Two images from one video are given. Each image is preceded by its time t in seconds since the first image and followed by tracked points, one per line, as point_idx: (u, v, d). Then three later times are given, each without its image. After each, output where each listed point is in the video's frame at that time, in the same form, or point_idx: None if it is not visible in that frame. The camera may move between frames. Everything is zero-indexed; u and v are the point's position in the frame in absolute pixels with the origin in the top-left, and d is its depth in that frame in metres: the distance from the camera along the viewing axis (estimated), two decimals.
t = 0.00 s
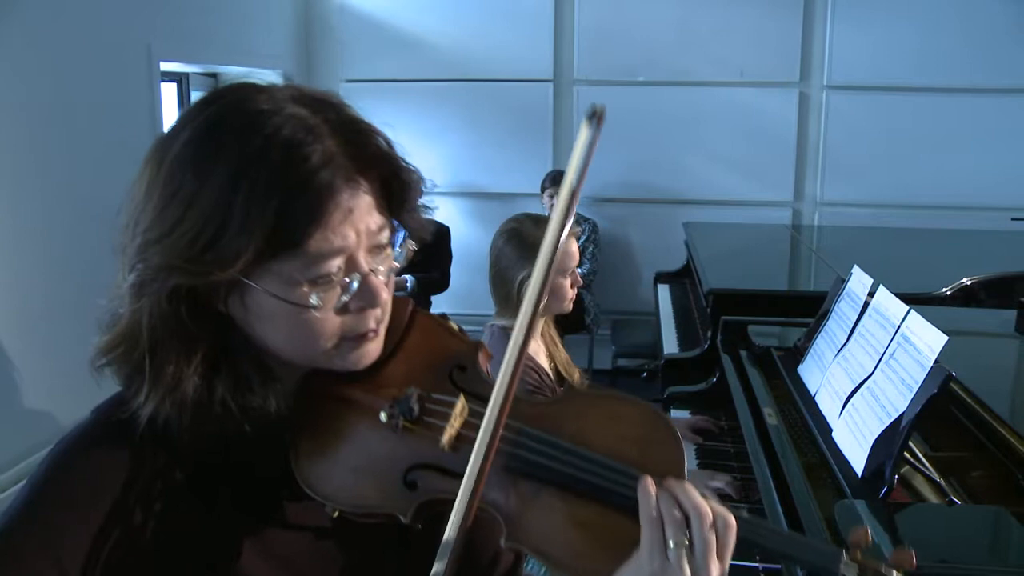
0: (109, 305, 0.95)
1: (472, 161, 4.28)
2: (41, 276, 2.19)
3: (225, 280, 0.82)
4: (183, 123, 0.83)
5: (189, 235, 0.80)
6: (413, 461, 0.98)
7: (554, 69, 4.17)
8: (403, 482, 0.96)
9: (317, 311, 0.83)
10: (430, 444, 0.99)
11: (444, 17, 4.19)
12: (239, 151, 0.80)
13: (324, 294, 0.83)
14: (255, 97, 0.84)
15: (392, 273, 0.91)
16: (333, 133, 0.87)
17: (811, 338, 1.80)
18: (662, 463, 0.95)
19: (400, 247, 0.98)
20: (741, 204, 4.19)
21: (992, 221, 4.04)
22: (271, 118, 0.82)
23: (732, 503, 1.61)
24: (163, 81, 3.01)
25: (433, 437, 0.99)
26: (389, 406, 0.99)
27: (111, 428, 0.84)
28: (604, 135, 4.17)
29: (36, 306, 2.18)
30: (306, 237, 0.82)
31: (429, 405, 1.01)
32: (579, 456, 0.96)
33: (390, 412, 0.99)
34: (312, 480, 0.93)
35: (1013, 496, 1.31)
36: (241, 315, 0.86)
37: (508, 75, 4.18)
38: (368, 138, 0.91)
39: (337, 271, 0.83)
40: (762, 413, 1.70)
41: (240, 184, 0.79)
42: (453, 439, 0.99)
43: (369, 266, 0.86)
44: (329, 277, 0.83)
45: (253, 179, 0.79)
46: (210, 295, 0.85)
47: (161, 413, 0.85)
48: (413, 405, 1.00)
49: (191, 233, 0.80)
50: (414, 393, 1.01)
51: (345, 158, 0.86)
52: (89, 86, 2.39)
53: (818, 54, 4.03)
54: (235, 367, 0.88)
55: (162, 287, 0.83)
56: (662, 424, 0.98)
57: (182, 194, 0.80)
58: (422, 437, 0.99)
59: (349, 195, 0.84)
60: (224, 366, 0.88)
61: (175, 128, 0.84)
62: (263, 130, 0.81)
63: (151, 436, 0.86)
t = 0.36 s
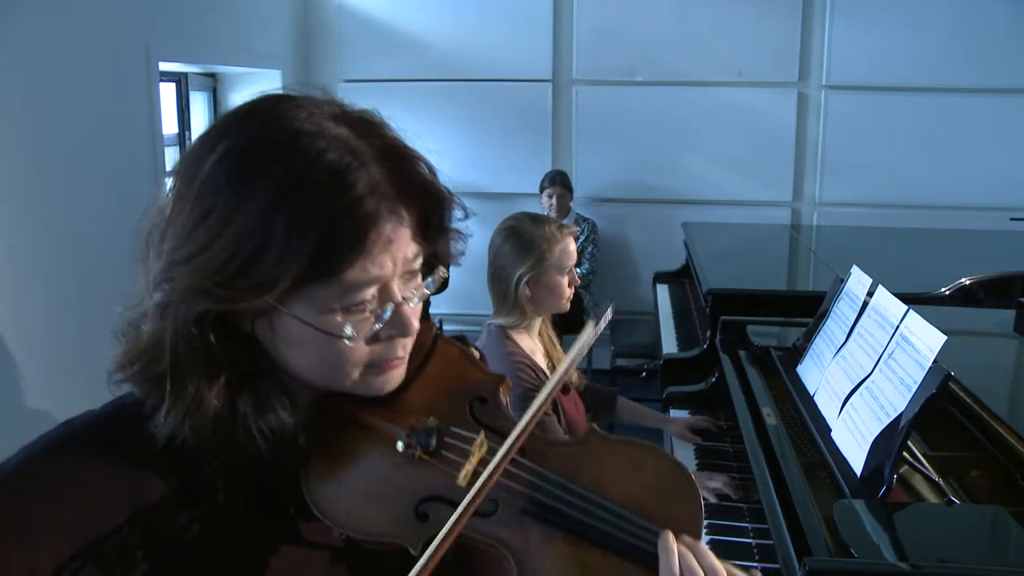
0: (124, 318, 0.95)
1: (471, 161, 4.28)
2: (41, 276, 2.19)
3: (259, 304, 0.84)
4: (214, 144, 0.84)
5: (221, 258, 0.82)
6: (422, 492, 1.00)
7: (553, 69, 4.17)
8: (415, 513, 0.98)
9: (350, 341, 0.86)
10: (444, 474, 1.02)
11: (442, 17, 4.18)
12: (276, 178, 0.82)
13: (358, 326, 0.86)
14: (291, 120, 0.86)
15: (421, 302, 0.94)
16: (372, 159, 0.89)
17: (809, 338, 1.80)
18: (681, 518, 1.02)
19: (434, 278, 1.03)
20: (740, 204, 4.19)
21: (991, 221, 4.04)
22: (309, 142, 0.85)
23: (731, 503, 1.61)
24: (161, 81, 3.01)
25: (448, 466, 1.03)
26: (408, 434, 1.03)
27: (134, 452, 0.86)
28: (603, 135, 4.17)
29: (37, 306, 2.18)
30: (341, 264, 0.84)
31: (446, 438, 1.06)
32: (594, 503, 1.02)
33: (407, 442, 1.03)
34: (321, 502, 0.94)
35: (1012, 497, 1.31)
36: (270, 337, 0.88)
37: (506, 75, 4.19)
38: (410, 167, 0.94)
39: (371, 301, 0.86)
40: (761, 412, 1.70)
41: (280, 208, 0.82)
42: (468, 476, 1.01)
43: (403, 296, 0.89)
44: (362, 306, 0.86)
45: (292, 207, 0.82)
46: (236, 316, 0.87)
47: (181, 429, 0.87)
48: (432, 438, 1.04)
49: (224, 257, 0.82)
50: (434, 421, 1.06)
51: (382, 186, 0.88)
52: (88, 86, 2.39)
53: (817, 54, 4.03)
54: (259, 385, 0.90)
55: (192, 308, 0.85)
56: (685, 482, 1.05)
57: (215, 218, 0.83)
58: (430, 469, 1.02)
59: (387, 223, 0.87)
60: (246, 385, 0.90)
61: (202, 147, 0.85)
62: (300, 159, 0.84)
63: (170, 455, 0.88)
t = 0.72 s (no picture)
0: (120, 334, 0.95)
1: (470, 161, 4.28)
2: (41, 275, 2.18)
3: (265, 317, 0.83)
4: (212, 157, 0.84)
5: (224, 271, 0.82)
6: (420, 514, 0.97)
7: (553, 69, 4.17)
8: (411, 537, 0.94)
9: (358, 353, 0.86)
10: (444, 493, 0.99)
11: (442, 17, 4.18)
12: (278, 189, 0.82)
13: (365, 340, 0.86)
14: (292, 128, 0.85)
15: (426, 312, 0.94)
16: (377, 165, 0.89)
17: (809, 338, 1.80)
18: (684, 556, 1.00)
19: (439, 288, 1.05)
20: (740, 204, 4.19)
21: (991, 221, 4.04)
22: (313, 149, 0.84)
23: (730, 503, 1.61)
24: (161, 81, 3.01)
25: (449, 487, 1.00)
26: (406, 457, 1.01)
27: (136, 469, 0.86)
28: (603, 135, 4.17)
29: (37, 306, 2.17)
30: (347, 275, 0.84)
31: (446, 461, 1.03)
32: (593, 535, 1.01)
33: (406, 462, 1.01)
34: (317, 519, 0.93)
35: (1011, 497, 1.31)
36: (273, 348, 0.87)
37: (506, 75, 4.18)
38: (418, 170, 0.95)
39: (377, 313, 0.87)
40: (761, 412, 1.70)
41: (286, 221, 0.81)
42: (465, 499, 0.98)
43: (408, 307, 0.90)
44: (369, 318, 0.86)
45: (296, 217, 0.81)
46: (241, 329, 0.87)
47: (185, 452, 0.86)
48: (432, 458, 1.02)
49: (228, 271, 0.82)
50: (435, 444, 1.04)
51: (386, 193, 0.88)
52: (87, 86, 2.39)
53: (816, 54, 4.03)
54: (264, 398, 0.90)
55: (195, 326, 0.84)
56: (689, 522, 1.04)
57: (218, 232, 0.82)
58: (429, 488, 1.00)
59: (393, 229, 0.87)
60: (250, 396, 0.90)
61: (203, 152, 0.85)
62: (302, 168, 0.83)
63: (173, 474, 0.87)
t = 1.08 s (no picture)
0: (108, 312, 0.94)
1: (470, 161, 4.28)
2: (41, 275, 2.18)
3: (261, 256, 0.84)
4: (195, 111, 0.85)
5: (218, 216, 0.83)
6: (434, 450, 1.11)
7: (553, 69, 4.16)
8: (428, 473, 1.07)
9: (353, 285, 0.86)
10: (450, 432, 1.14)
11: (442, 17, 4.18)
12: (265, 132, 0.83)
13: (359, 269, 0.86)
14: (267, 79, 0.87)
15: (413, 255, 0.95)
16: (356, 114, 0.92)
17: (808, 338, 1.80)
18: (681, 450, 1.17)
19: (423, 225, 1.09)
20: (739, 204, 4.19)
21: (991, 221, 4.04)
22: (293, 95, 0.86)
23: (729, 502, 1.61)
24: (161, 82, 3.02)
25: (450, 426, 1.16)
26: (410, 398, 1.15)
27: (134, 432, 0.84)
28: (602, 135, 4.17)
29: (37, 306, 2.17)
30: (338, 212, 0.85)
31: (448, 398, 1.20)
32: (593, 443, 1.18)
33: (412, 403, 1.15)
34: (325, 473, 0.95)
35: (1011, 497, 1.31)
36: (268, 294, 0.88)
37: (505, 75, 4.18)
38: (388, 112, 1.00)
39: (370, 247, 0.87)
40: (761, 413, 1.70)
41: (276, 160, 0.83)
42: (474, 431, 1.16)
43: (398, 246, 0.90)
44: (362, 252, 0.86)
45: (285, 158, 0.83)
46: (233, 276, 0.88)
47: (188, 410, 0.85)
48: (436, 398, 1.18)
49: (220, 216, 0.83)
50: (436, 387, 1.19)
51: (368, 138, 0.90)
52: (88, 87, 2.39)
53: (816, 54, 4.03)
54: (258, 350, 0.91)
55: (193, 273, 0.86)
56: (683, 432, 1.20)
57: (207, 179, 0.83)
58: (437, 429, 1.14)
59: (376, 168, 0.89)
60: (245, 348, 0.90)
61: (188, 117, 0.86)
62: (284, 111, 0.85)
63: (170, 433, 0.85)
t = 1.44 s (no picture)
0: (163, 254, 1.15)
1: (470, 161, 4.28)
2: (41, 275, 2.18)
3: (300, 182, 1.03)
4: (247, 69, 1.05)
5: (271, 144, 1.02)
6: (457, 360, 1.34)
7: (553, 70, 4.16)
8: (457, 379, 1.31)
9: (377, 210, 1.02)
10: (472, 341, 1.37)
11: (442, 18, 4.18)
12: (306, 83, 1.02)
13: (383, 197, 1.03)
14: (305, 47, 1.06)
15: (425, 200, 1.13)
16: (379, 71, 1.08)
17: (808, 338, 1.80)
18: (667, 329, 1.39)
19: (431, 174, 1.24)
20: (740, 204, 4.19)
21: (991, 221, 4.04)
22: (322, 55, 1.05)
23: (729, 502, 1.62)
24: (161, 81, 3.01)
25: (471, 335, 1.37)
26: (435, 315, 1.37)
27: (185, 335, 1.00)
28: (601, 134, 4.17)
29: (37, 306, 2.17)
30: (363, 150, 1.04)
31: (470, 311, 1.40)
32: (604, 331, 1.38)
33: (437, 319, 1.36)
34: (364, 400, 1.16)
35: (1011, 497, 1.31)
36: (305, 222, 1.05)
37: (505, 75, 4.18)
38: (406, 74, 1.13)
39: (390, 181, 1.04)
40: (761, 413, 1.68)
41: (313, 105, 1.02)
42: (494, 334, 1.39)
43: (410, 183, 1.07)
44: (385, 185, 1.03)
45: (323, 102, 1.02)
46: (277, 208, 1.06)
47: (233, 327, 1.03)
48: (457, 311, 1.39)
49: (271, 148, 1.02)
50: (458, 302, 1.40)
51: (393, 90, 1.08)
52: (88, 87, 2.39)
53: (816, 54, 4.03)
54: (298, 274, 1.09)
55: (242, 197, 1.04)
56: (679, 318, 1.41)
57: (257, 118, 1.03)
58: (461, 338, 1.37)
59: (397, 116, 1.07)
60: (284, 274, 1.09)
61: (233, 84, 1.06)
62: (316, 64, 1.03)
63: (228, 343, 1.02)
